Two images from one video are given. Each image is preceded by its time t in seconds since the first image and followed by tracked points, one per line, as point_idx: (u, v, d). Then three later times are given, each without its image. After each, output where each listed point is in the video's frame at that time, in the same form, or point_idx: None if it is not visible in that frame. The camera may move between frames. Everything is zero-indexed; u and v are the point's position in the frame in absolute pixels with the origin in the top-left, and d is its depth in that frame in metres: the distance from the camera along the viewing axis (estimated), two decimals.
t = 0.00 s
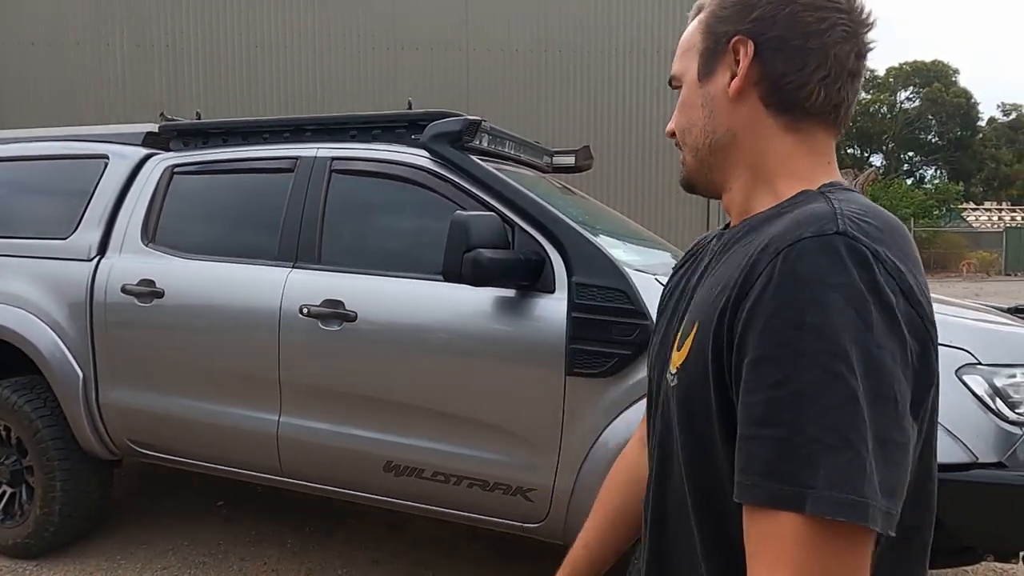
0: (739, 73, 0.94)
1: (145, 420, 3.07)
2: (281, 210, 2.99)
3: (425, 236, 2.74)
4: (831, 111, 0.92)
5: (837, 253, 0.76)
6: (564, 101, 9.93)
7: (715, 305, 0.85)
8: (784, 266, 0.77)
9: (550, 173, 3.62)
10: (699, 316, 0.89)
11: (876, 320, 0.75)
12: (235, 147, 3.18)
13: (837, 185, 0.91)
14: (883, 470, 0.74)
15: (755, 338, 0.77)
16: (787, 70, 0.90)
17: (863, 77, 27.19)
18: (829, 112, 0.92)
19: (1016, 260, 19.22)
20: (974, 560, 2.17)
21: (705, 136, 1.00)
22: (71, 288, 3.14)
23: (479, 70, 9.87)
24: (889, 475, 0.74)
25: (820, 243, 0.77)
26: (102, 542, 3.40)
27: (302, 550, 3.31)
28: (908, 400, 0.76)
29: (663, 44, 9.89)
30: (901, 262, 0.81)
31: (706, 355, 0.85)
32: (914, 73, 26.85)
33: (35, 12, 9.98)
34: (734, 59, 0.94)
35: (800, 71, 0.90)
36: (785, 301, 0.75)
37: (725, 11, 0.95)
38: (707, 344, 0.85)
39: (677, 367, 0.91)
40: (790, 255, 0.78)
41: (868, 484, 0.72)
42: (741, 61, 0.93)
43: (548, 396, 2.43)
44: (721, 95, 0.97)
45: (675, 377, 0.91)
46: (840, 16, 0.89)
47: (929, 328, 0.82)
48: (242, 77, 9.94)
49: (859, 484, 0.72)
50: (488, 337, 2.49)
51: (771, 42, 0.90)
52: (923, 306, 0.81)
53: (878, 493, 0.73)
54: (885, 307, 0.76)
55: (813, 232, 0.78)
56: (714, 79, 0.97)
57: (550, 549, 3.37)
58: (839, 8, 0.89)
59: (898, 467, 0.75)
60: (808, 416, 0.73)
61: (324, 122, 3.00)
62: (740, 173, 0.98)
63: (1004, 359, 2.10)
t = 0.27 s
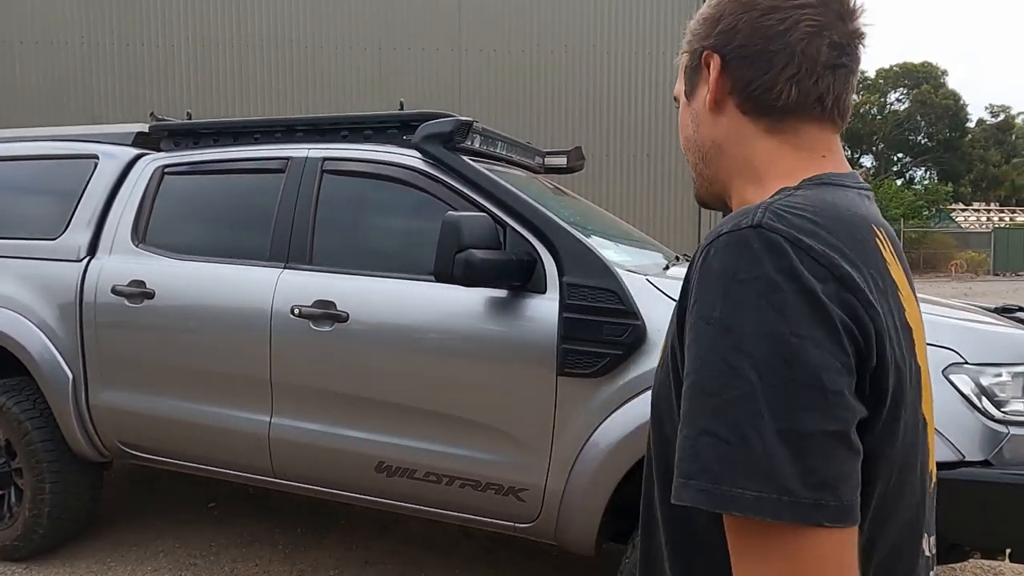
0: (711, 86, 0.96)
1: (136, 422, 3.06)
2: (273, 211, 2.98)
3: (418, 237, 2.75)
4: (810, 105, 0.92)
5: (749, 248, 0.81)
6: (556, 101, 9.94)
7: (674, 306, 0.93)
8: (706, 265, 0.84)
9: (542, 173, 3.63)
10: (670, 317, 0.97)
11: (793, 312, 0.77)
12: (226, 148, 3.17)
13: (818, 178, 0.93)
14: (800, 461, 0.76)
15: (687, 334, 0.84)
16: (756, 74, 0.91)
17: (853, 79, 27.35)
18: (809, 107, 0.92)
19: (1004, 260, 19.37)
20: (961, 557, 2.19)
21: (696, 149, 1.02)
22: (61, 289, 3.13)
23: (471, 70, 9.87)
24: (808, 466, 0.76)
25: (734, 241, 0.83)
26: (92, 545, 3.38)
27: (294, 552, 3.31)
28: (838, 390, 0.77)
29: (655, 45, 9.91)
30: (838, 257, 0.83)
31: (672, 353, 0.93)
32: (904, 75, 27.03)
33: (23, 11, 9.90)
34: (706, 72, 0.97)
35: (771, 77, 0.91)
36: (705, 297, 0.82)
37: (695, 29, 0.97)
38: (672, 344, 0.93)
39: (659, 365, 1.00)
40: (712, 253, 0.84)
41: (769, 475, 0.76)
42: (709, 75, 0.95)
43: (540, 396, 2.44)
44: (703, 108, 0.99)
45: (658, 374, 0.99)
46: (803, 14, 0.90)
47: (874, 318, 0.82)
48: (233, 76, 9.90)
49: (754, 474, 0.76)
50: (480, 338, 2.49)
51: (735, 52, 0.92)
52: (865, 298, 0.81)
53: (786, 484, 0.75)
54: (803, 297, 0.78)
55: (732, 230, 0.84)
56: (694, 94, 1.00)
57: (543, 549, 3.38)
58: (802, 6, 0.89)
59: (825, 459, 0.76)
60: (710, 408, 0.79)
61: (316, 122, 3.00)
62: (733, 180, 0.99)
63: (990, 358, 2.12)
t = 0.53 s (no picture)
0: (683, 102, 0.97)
1: (132, 420, 3.05)
2: (269, 209, 2.98)
3: (415, 235, 2.75)
4: (785, 104, 0.92)
5: (767, 267, 0.80)
6: (552, 99, 9.94)
7: (678, 313, 0.92)
8: (721, 280, 0.82)
9: (538, 171, 3.63)
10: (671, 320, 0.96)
11: (807, 333, 0.77)
12: (222, 146, 3.17)
13: (818, 179, 0.92)
14: (808, 484, 0.77)
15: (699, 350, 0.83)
16: (724, 83, 0.92)
17: (850, 77, 27.41)
18: (785, 106, 0.93)
19: (999, 258, 19.46)
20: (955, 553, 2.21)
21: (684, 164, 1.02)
22: (56, 287, 3.12)
23: (467, 68, 9.86)
24: (816, 488, 0.77)
25: (751, 258, 0.81)
26: (89, 543, 3.38)
27: (291, 550, 3.31)
28: (846, 411, 0.77)
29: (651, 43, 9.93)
30: (852, 271, 0.82)
31: (674, 361, 0.93)
32: (900, 73, 27.08)
33: (17, 8, 9.86)
34: (675, 91, 0.98)
35: (739, 86, 0.92)
36: (720, 316, 0.81)
37: (658, 53, 0.99)
38: (675, 350, 0.92)
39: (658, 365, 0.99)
40: (726, 270, 0.83)
41: (783, 499, 0.76)
42: (679, 91, 0.96)
43: (537, 393, 2.44)
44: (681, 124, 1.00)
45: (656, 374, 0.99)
46: (760, 18, 0.90)
47: (885, 337, 0.82)
48: (229, 74, 9.87)
49: (770, 498, 0.76)
50: (476, 335, 2.50)
51: (698, 68, 0.93)
52: (878, 315, 0.81)
53: (794, 508, 0.76)
54: (818, 319, 0.77)
55: (748, 245, 0.82)
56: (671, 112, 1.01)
57: (539, 546, 3.39)
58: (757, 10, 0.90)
59: (830, 479, 0.77)
60: (727, 431, 0.78)
61: (312, 120, 3.00)
62: (726, 188, 0.99)
63: (984, 355, 2.14)
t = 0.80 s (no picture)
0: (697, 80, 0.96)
1: (132, 413, 3.06)
2: (268, 203, 2.98)
3: (414, 228, 2.74)
4: (795, 101, 0.93)
5: (768, 268, 0.79)
6: (551, 92, 9.92)
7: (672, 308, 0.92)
8: (721, 280, 0.82)
9: (537, 164, 3.63)
10: (664, 315, 0.95)
11: (806, 337, 0.77)
12: (220, 138, 3.16)
13: (814, 179, 0.92)
14: (791, 484, 0.77)
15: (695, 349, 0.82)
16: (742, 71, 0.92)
17: (850, 70, 27.34)
18: (793, 103, 0.93)
19: (998, 252, 19.47)
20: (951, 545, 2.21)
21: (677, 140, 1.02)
22: (55, 280, 3.12)
23: (466, 61, 9.83)
24: (797, 488, 0.77)
25: (752, 258, 0.81)
26: (89, 536, 3.39)
27: (290, 542, 3.32)
28: (833, 414, 0.77)
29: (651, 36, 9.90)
30: (849, 275, 0.82)
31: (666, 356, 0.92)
32: (900, 66, 27.01)
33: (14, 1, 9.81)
34: (688, 68, 0.97)
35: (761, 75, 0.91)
36: (718, 316, 0.80)
37: (676, 18, 0.96)
38: (666, 345, 0.92)
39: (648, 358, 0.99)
40: (727, 270, 0.82)
41: (766, 497, 0.77)
42: (696, 69, 0.95)
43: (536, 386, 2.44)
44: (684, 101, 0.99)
45: (645, 367, 0.99)
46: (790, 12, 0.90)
47: (875, 342, 0.82)
48: (227, 67, 9.84)
49: (754, 495, 0.77)
50: (475, 328, 2.50)
51: (722, 49, 0.92)
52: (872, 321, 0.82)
53: (782, 507, 0.77)
54: (815, 323, 0.77)
55: (749, 246, 0.82)
56: (675, 86, 0.99)
57: (538, 538, 3.40)
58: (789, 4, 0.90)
59: (818, 479, 0.78)
60: (717, 427, 0.79)
61: (311, 113, 2.99)
62: (719, 175, 1.00)
63: (982, 348, 2.14)
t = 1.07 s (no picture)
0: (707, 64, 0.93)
1: (133, 405, 3.06)
2: (268, 195, 2.97)
3: (415, 220, 2.74)
4: (802, 96, 0.94)
5: (798, 262, 0.78)
6: (552, 85, 9.88)
7: (686, 304, 0.90)
8: (751, 275, 0.80)
9: (538, 157, 3.61)
10: (674, 310, 0.93)
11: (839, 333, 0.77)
12: (220, 130, 3.15)
13: (816, 174, 0.94)
14: (838, 474, 0.77)
15: (723, 345, 0.80)
16: (753, 62, 0.91)
17: (852, 63, 27.23)
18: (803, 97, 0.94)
19: (1000, 245, 19.44)
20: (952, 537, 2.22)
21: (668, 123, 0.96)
22: (56, 273, 3.12)
23: (467, 53, 9.79)
24: (841, 477, 0.78)
25: (783, 252, 0.79)
26: (91, 527, 3.40)
27: (292, 534, 3.33)
28: (864, 405, 0.79)
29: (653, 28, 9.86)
30: (871, 270, 0.83)
31: (679, 352, 0.89)
32: (902, 59, 26.89)
33: None
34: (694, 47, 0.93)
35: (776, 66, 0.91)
36: (751, 312, 0.78)
37: None
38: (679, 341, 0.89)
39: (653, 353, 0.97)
40: (757, 264, 0.80)
41: (822, 492, 0.75)
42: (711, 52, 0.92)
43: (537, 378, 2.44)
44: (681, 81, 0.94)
45: (651, 362, 0.96)
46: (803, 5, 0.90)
47: (894, 335, 0.83)
48: (227, 59, 9.81)
49: (813, 491, 0.75)
50: (476, 321, 2.50)
51: (743, 35, 0.90)
52: (892, 316, 0.83)
53: (826, 502, 0.76)
54: (846, 316, 0.78)
55: (778, 241, 0.80)
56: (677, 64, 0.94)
57: (539, 530, 3.41)
58: None
59: (847, 473, 0.78)
60: (766, 424, 0.76)
61: (311, 105, 2.98)
62: (726, 166, 0.97)
63: (984, 340, 2.13)
